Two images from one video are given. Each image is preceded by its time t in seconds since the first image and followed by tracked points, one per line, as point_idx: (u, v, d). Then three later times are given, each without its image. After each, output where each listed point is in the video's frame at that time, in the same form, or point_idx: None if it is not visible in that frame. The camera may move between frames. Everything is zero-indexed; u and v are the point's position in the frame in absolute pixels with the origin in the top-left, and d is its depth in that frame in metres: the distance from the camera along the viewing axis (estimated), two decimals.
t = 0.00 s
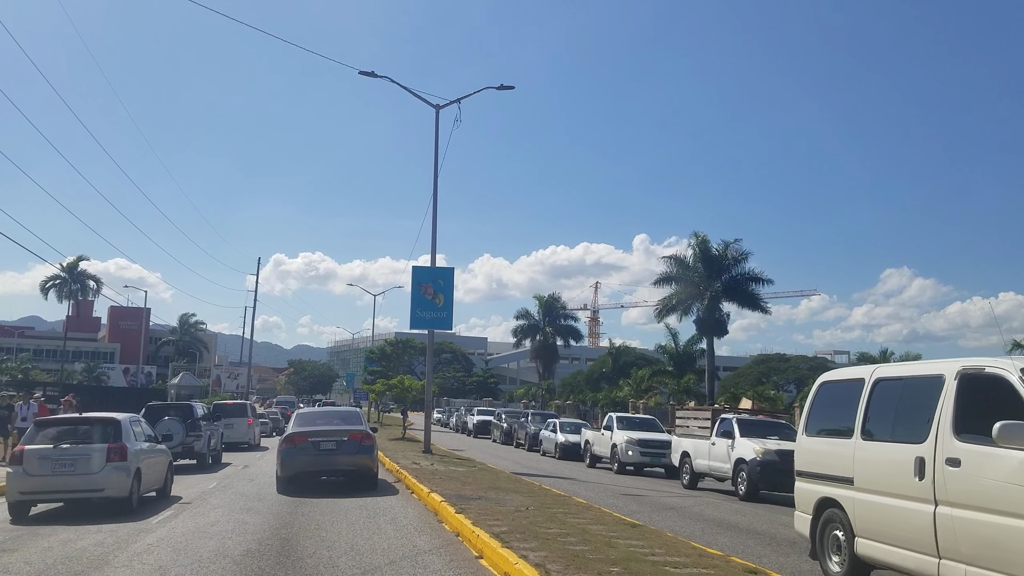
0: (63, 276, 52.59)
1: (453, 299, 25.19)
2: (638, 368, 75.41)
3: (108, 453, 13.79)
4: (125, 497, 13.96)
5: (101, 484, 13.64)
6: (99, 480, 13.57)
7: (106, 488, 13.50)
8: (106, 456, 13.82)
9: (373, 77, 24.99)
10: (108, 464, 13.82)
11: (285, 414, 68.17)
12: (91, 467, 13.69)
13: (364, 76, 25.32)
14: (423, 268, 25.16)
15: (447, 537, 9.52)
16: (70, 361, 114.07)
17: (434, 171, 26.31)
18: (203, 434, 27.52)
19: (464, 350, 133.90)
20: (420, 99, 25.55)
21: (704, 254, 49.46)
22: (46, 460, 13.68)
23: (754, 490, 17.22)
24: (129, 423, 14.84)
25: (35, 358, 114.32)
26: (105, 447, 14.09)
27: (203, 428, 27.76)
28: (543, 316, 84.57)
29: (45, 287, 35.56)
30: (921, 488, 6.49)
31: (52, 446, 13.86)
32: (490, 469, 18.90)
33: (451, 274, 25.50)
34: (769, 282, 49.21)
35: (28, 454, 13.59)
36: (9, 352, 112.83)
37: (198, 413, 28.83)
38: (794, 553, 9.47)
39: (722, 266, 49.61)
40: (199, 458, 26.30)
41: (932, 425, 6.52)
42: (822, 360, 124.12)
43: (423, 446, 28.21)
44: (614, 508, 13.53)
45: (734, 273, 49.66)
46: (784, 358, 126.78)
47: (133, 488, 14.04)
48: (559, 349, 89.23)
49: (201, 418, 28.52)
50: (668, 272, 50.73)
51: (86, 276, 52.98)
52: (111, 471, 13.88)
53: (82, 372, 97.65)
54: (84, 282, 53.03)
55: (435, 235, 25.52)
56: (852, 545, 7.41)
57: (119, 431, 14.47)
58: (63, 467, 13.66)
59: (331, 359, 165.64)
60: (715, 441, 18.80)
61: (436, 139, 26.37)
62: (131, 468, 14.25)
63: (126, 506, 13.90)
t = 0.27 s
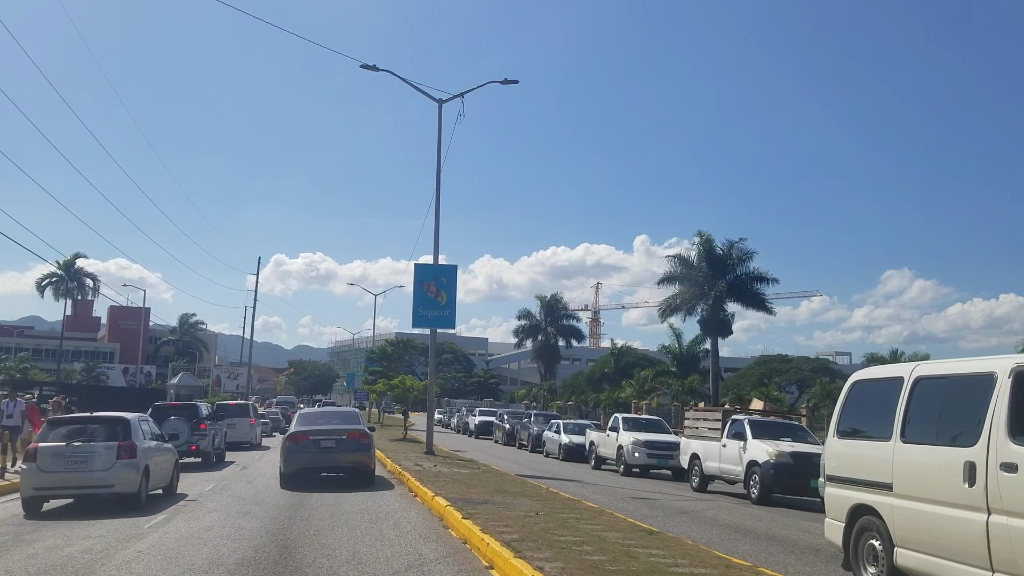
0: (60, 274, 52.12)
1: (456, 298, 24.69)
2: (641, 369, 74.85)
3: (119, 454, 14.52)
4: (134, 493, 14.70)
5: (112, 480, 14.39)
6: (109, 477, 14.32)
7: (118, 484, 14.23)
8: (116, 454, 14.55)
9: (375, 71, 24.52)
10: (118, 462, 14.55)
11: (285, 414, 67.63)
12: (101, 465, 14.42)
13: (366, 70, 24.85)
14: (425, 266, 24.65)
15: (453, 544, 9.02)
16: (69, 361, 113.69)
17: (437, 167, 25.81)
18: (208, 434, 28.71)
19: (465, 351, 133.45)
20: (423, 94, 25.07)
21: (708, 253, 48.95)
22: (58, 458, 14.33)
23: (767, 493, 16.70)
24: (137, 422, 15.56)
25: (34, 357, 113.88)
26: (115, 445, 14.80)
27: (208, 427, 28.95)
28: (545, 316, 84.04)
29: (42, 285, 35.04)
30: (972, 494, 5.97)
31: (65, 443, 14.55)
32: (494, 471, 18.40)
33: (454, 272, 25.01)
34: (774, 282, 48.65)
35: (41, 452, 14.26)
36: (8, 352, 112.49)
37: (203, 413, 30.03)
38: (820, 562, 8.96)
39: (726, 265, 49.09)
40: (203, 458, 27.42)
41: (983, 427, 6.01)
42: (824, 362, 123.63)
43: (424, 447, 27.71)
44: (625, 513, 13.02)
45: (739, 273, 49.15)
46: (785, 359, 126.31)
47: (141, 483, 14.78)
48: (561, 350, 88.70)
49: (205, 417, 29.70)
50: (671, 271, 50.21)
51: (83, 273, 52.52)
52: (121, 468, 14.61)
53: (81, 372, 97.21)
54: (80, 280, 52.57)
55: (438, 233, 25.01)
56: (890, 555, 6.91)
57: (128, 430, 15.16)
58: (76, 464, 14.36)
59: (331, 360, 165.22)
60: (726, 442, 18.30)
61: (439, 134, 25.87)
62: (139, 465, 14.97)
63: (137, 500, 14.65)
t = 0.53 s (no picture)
0: (56, 272, 51.62)
1: (458, 296, 24.16)
2: (643, 369, 74.31)
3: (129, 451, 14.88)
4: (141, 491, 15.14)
5: (120, 478, 14.84)
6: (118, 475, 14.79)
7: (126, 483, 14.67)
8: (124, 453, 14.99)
9: (377, 63, 24.01)
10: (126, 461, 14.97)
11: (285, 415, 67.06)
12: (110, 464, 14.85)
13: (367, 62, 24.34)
14: (427, 263, 24.14)
15: (459, 552, 8.49)
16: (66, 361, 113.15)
17: (439, 162, 25.30)
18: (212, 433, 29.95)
19: (465, 351, 132.96)
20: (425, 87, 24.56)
21: (711, 252, 48.43)
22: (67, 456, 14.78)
23: (781, 496, 16.18)
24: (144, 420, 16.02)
25: (32, 357, 113.36)
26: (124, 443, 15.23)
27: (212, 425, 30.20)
28: (546, 316, 83.55)
29: (37, 282, 34.54)
30: None
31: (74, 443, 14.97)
32: (498, 473, 17.86)
33: (457, 269, 24.50)
34: (779, 281, 48.13)
35: (51, 451, 14.70)
36: (6, 351, 111.99)
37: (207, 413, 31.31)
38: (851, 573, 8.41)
39: (730, 265, 48.56)
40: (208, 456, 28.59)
41: None
42: (825, 363, 123.21)
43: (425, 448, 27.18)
44: (636, 517, 12.48)
45: (743, 272, 48.61)
46: (786, 360, 125.91)
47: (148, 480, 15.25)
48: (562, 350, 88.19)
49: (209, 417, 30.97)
50: (675, 270, 49.70)
51: (78, 271, 51.96)
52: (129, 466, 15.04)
53: (79, 372, 96.68)
54: (76, 277, 52.01)
55: (440, 229, 24.49)
56: (936, 567, 6.37)
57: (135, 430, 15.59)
58: (84, 463, 14.82)
59: (331, 360, 164.71)
60: (737, 444, 17.79)
61: (441, 129, 25.35)
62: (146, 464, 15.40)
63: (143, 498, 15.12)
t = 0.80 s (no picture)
0: (51, 268, 51.05)
1: (462, 292, 23.57)
2: (645, 369, 73.70)
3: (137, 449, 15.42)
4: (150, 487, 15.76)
5: (129, 475, 15.45)
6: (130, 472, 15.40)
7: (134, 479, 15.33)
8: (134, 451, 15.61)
9: (379, 54, 23.41)
10: (137, 459, 15.58)
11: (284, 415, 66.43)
12: (120, 461, 15.48)
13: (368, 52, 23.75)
14: (429, 258, 23.52)
15: (468, 562, 7.89)
16: (64, 360, 112.63)
17: (442, 156, 24.68)
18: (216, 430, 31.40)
19: (466, 351, 132.32)
20: (428, 78, 23.96)
21: (716, 251, 47.82)
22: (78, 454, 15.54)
23: (798, 501, 15.57)
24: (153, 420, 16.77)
25: (30, 356, 112.84)
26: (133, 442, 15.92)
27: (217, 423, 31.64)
28: (548, 316, 82.96)
29: (32, 278, 33.94)
30: None
31: (86, 441, 15.58)
32: (505, 475, 17.21)
33: (460, 265, 23.88)
34: (785, 280, 47.53)
35: (64, 449, 15.36)
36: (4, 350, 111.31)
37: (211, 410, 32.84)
38: None
39: (735, 263, 47.93)
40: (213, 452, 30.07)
41: None
42: (827, 364, 122.66)
43: (427, 449, 26.58)
44: (653, 523, 11.83)
45: (748, 271, 47.99)
46: (788, 361, 125.39)
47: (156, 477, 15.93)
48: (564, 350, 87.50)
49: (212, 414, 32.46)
50: (679, 269, 49.09)
51: (74, 267, 51.39)
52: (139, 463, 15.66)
53: (78, 371, 96.03)
54: (71, 274, 51.44)
55: (443, 224, 23.86)
56: None
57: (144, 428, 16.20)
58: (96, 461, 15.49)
59: (331, 360, 164.11)
60: (752, 446, 17.19)
61: (445, 121, 24.74)
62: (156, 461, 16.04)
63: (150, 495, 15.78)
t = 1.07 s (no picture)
0: (47, 264, 50.48)
1: (466, 290, 22.99)
2: (648, 370, 73.09)
3: (143, 448, 16.12)
4: (158, 484, 16.50)
5: (138, 472, 16.20)
6: (139, 469, 16.15)
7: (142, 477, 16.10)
8: (142, 449, 16.33)
9: (381, 46, 22.87)
10: (145, 457, 16.32)
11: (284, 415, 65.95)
12: (129, 459, 16.21)
13: (371, 44, 23.20)
14: (433, 255, 22.94)
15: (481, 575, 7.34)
16: (63, 359, 112.16)
17: (446, 150, 24.11)
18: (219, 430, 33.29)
19: (467, 352, 131.77)
20: (431, 71, 23.40)
21: (722, 250, 47.22)
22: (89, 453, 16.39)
23: (817, 506, 15.02)
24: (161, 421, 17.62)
25: (29, 355, 112.38)
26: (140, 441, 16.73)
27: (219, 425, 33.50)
28: (550, 316, 82.33)
29: (27, 275, 33.37)
30: None
31: (97, 440, 16.30)
32: (511, 478, 16.65)
33: (464, 262, 23.30)
34: (792, 280, 46.91)
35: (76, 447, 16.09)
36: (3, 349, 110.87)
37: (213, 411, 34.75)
38: None
39: (741, 262, 47.34)
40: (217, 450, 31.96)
41: None
42: (830, 365, 122.06)
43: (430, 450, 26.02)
44: (671, 530, 11.27)
45: (754, 270, 47.38)
46: (790, 362, 124.81)
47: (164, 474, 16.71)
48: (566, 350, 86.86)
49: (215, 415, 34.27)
50: (684, 268, 48.48)
51: (70, 263, 50.85)
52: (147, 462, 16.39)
53: (77, 370, 95.61)
54: (68, 270, 50.91)
55: (447, 220, 23.27)
56: None
57: (152, 428, 16.94)
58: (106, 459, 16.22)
59: (331, 360, 163.57)
60: (767, 449, 16.64)
61: (449, 114, 24.17)
62: (163, 458, 16.76)
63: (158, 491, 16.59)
